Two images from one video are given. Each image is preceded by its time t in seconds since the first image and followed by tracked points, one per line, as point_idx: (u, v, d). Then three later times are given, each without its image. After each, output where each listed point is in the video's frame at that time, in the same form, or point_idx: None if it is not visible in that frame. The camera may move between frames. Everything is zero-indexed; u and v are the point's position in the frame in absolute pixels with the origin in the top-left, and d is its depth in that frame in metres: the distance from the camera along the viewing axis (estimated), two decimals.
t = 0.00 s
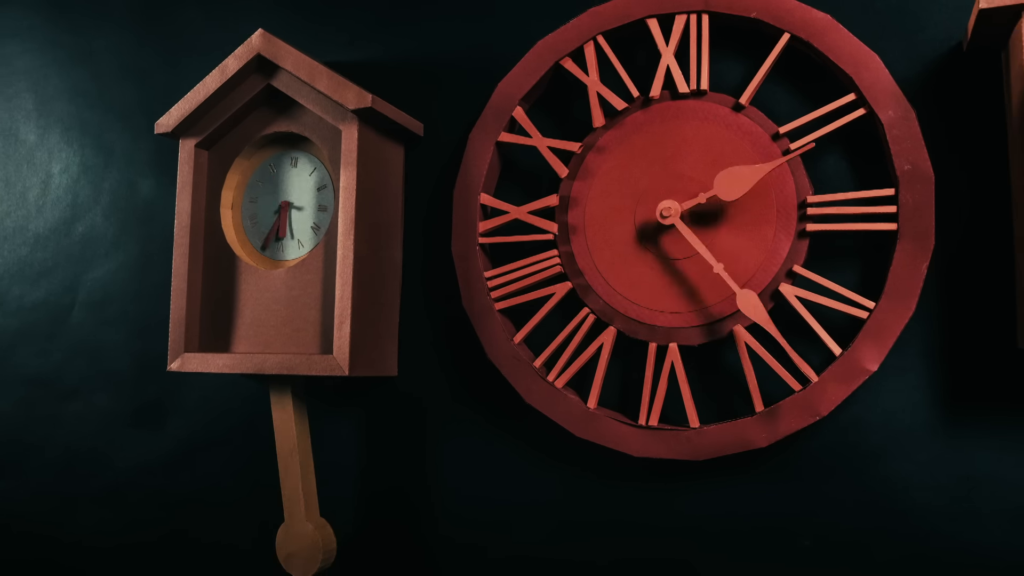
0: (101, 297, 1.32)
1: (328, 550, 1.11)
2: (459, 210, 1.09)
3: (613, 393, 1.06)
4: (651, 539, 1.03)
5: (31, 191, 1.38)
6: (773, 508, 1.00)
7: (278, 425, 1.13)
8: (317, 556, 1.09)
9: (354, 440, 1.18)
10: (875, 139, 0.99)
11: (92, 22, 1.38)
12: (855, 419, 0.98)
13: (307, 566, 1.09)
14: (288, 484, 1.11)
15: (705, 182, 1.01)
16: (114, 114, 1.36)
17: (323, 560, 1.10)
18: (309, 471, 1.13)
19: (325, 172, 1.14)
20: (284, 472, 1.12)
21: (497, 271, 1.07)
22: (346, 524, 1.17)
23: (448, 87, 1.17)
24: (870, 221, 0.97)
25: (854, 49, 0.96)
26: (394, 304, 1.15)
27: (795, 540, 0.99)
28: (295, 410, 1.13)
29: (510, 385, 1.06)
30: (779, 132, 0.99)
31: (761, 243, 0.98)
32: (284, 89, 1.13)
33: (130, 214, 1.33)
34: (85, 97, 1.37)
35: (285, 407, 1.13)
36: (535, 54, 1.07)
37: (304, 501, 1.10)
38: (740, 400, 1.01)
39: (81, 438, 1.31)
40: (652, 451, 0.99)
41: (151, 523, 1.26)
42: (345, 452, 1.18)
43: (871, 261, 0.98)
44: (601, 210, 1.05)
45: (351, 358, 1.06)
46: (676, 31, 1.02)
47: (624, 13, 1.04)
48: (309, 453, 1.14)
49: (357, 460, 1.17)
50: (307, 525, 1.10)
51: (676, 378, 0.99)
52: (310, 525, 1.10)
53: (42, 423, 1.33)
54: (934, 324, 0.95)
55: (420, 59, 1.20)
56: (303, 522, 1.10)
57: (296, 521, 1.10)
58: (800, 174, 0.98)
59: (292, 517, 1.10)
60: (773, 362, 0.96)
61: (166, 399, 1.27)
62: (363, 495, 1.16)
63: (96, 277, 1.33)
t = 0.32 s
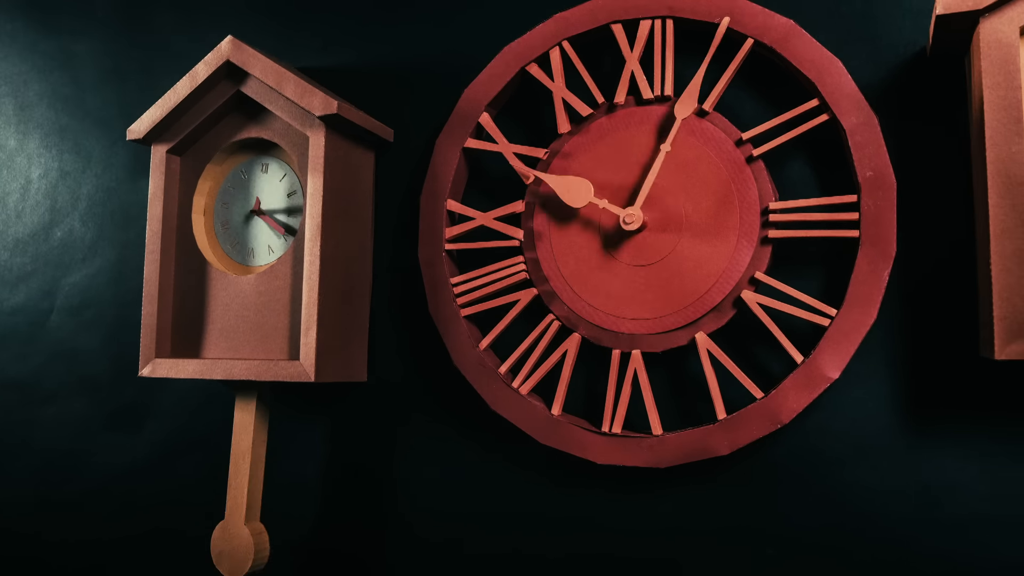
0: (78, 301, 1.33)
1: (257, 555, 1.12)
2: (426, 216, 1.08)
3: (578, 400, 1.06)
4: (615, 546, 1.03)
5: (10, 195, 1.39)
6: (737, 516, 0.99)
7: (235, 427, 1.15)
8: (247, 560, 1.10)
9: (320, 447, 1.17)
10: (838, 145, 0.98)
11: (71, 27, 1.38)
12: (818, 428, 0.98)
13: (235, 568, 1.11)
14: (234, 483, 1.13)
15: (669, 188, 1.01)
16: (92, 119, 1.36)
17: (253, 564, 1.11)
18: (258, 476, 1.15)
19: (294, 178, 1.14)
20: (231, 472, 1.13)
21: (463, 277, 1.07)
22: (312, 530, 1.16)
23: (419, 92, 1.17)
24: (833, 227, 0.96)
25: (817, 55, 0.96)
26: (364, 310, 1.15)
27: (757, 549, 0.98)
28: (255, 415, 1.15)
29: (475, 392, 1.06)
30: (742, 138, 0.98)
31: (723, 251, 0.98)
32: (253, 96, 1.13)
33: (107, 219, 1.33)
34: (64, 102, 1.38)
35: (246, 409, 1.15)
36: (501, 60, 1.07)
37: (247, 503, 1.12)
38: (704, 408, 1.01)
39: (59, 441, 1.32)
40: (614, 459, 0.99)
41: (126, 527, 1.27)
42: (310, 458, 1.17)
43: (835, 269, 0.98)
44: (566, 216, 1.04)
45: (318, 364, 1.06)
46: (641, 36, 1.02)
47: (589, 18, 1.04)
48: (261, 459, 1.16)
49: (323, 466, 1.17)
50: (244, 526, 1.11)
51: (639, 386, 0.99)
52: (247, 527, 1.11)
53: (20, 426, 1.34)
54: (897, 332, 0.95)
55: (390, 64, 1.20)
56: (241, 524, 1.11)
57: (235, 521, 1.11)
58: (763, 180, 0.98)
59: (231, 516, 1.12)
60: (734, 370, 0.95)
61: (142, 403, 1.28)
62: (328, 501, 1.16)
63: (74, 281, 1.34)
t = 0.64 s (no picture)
0: (51, 307, 1.34)
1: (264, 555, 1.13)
2: (385, 224, 1.09)
3: (535, 407, 1.06)
4: (570, 555, 1.02)
5: None
6: (690, 526, 0.99)
7: (212, 439, 1.15)
8: (256, 560, 1.11)
9: (283, 453, 1.18)
10: (792, 153, 0.98)
11: (45, 35, 1.39)
12: (771, 437, 0.97)
13: (247, 567, 1.11)
14: (222, 487, 1.13)
15: (623, 196, 1.00)
16: (65, 126, 1.37)
17: (261, 564, 1.12)
18: (246, 479, 1.15)
19: (258, 185, 1.15)
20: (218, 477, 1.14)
21: (420, 285, 1.07)
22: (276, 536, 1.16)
23: (381, 100, 1.17)
24: (785, 236, 0.95)
25: (770, 62, 0.95)
26: (326, 317, 1.16)
27: (710, 559, 0.98)
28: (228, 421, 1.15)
29: (433, 400, 1.06)
30: (695, 145, 0.98)
31: (676, 259, 0.97)
32: (215, 104, 1.13)
33: (78, 226, 1.34)
34: (38, 110, 1.39)
35: (218, 419, 1.15)
36: (459, 67, 1.07)
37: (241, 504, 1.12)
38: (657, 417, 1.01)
39: (30, 447, 1.33)
40: (567, 467, 0.99)
41: (95, 532, 1.28)
42: (273, 465, 1.18)
43: (788, 278, 0.97)
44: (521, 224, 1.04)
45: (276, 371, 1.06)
46: (596, 43, 1.02)
47: (545, 25, 1.04)
48: (244, 462, 1.15)
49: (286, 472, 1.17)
50: (245, 526, 1.12)
51: (592, 394, 0.99)
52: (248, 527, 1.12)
53: None
54: (850, 342, 0.94)
55: (353, 70, 1.20)
56: (239, 523, 1.12)
57: (233, 523, 1.12)
58: (717, 188, 0.97)
59: (230, 520, 1.12)
60: (685, 378, 0.95)
61: (112, 409, 1.29)
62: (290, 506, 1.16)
63: (47, 288, 1.35)
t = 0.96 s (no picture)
0: (21, 315, 1.36)
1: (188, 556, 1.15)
2: (338, 234, 1.09)
3: (485, 417, 1.06)
4: (518, 565, 1.02)
5: None
6: (636, 537, 0.98)
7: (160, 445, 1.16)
8: (177, 560, 1.13)
9: (241, 460, 1.18)
10: (738, 163, 0.97)
11: (15, 44, 1.40)
12: (716, 449, 0.96)
13: (166, 569, 1.13)
14: (162, 490, 1.15)
15: (569, 206, 1.00)
16: (35, 135, 1.38)
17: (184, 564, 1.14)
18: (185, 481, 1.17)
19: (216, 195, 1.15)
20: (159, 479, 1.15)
21: (372, 295, 1.07)
22: (231, 541, 1.17)
23: (337, 109, 1.18)
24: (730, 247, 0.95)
25: (714, 72, 0.95)
26: (284, 326, 1.16)
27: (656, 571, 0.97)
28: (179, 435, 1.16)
29: (383, 409, 1.06)
30: (640, 156, 0.97)
31: (621, 270, 0.97)
32: (172, 114, 1.14)
33: (47, 234, 1.36)
34: (9, 119, 1.40)
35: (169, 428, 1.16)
36: (410, 77, 1.08)
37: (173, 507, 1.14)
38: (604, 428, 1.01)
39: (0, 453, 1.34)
40: (514, 478, 0.99)
41: (63, 538, 1.29)
42: (231, 472, 1.19)
43: (734, 289, 0.97)
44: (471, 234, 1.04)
45: (229, 381, 1.07)
46: (544, 53, 1.01)
47: (495, 35, 1.04)
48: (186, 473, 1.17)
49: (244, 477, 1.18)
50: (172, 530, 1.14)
51: (538, 405, 0.98)
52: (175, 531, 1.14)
53: None
54: (794, 353, 0.94)
55: (312, 79, 1.19)
56: (168, 529, 1.13)
57: (163, 525, 1.14)
58: (662, 199, 0.97)
59: (160, 521, 1.14)
60: (629, 390, 0.95)
61: (78, 416, 1.30)
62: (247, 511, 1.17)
63: (17, 296, 1.36)
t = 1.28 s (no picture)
0: None
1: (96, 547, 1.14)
2: (289, 246, 1.10)
3: (435, 428, 1.06)
4: None
5: None
6: (579, 551, 0.98)
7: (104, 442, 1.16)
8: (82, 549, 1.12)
9: (197, 468, 1.19)
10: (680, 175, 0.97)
11: None
12: (658, 463, 0.96)
13: (73, 554, 1.12)
14: (94, 479, 1.14)
15: (515, 219, 1.00)
16: (5, 146, 1.40)
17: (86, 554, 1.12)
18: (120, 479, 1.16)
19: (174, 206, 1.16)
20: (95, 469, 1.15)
21: (322, 306, 1.08)
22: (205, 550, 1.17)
23: (293, 121, 1.18)
24: (670, 261, 0.95)
25: (654, 85, 0.94)
26: (241, 337, 1.17)
27: None
28: (125, 440, 1.16)
29: (333, 421, 1.07)
30: (583, 168, 0.97)
31: (563, 283, 0.97)
32: (129, 127, 1.15)
33: (15, 245, 1.38)
34: None
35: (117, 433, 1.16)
36: (360, 89, 1.08)
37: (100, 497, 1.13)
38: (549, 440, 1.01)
39: None
40: (457, 491, 0.99)
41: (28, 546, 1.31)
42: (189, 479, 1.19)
43: (676, 302, 0.96)
44: (418, 247, 1.05)
45: (181, 391, 1.07)
46: (490, 66, 1.01)
47: (443, 48, 1.04)
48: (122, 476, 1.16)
49: (201, 485, 1.19)
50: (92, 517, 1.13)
51: (481, 417, 0.99)
52: (94, 518, 1.13)
53: None
54: (734, 367, 0.94)
55: (269, 91, 1.20)
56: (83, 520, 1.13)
57: (84, 511, 1.13)
58: (604, 211, 0.96)
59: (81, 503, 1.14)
60: (570, 404, 0.94)
61: (43, 424, 1.32)
62: (201, 519, 1.18)
63: None
